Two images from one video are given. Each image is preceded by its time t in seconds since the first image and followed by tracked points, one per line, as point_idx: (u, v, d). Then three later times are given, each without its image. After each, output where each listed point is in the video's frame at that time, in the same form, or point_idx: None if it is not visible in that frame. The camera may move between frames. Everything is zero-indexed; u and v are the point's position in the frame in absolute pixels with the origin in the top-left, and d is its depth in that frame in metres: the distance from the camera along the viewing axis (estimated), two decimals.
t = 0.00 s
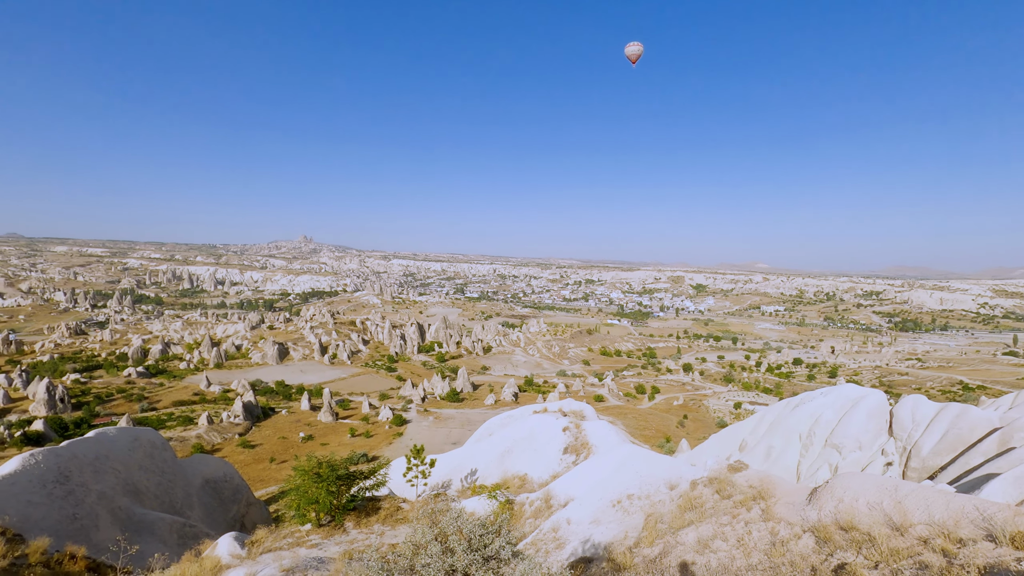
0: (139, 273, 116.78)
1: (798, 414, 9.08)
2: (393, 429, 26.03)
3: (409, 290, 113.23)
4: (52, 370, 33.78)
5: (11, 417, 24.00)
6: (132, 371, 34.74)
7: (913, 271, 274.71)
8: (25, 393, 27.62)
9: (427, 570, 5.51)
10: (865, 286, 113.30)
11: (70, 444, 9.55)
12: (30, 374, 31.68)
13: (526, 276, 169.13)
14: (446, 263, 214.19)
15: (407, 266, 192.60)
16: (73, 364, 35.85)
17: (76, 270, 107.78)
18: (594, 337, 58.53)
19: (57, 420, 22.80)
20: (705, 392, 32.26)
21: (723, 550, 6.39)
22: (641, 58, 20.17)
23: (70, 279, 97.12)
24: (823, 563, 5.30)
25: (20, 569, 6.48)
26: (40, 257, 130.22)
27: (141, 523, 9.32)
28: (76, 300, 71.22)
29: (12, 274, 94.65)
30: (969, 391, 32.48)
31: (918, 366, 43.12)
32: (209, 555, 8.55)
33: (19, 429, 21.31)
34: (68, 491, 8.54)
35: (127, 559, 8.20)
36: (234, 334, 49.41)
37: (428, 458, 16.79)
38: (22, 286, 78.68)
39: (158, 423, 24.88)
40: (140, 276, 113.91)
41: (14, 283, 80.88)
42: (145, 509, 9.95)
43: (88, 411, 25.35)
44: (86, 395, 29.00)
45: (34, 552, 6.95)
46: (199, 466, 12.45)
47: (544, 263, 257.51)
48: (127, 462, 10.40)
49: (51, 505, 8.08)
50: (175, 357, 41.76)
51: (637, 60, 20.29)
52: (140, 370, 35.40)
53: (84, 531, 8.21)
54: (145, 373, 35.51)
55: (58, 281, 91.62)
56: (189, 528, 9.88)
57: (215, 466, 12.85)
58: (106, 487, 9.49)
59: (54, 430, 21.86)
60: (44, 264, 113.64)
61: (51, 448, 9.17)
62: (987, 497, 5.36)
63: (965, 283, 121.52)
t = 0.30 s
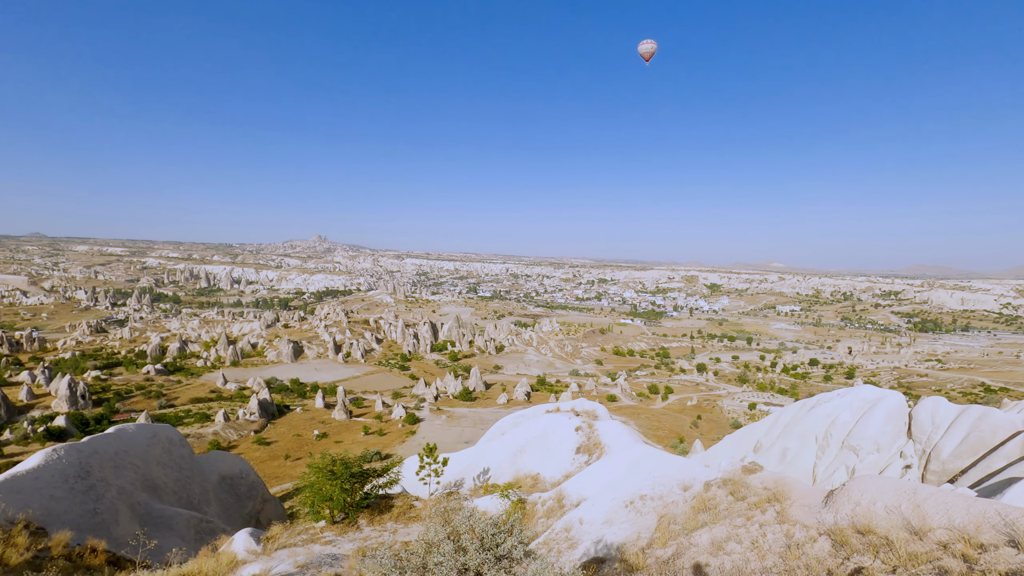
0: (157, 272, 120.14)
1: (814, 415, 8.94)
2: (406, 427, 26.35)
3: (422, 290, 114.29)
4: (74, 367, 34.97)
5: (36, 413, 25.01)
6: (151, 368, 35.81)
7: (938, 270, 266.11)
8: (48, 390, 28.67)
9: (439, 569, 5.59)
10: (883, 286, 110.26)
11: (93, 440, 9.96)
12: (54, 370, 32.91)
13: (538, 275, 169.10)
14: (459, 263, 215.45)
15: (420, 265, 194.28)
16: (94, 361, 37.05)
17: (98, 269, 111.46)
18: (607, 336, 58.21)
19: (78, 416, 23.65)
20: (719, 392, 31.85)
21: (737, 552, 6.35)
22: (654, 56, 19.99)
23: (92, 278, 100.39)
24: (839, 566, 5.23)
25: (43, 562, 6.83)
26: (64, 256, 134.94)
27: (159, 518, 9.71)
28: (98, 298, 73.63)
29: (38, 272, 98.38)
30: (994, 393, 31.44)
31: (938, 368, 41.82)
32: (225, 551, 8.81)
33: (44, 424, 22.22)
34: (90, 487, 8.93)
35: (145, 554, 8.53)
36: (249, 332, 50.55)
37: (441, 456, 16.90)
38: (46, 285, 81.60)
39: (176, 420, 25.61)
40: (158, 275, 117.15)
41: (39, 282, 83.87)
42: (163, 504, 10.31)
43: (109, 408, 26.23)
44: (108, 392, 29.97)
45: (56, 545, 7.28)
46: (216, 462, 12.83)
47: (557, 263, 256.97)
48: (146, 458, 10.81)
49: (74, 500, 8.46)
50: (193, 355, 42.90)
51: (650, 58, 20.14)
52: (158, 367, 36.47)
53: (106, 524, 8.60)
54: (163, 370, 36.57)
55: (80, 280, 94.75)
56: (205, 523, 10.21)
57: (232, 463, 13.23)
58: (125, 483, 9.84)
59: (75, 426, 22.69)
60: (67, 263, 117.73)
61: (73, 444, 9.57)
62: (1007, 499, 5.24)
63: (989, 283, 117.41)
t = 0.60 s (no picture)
0: (172, 271, 122.59)
1: (826, 416, 8.82)
2: (416, 426, 26.56)
3: (431, 289, 114.90)
4: (91, 365, 35.85)
5: (55, 410, 25.72)
6: (164, 366, 36.55)
7: (958, 269, 259.41)
8: (66, 387, 29.42)
9: (449, 569, 5.65)
10: (898, 286, 108.05)
11: (109, 436, 10.21)
12: (72, 368, 33.80)
13: (547, 275, 168.77)
14: (468, 262, 216.06)
15: (429, 264, 195.35)
16: (110, 360, 37.92)
17: (113, 268, 114.04)
18: (617, 336, 57.94)
19: (94, 414, 24.27)
20: (730, 393, 31.51)
21: (748, 554, 6.31)
22: (665, 54, 19.84)
23: (107, 277, 102.76)
24: (852, 570, 5.16)
25: (60, 557, 7.03)
26: (79, 256, 138.14)
27: (173, 514, 9.96)
28: (114, 298, 75.37)
29: (55, 271, 101.01)
30: (1014, 395, 30.60)
31: (953, 369, 40.89)
32: (237, 547, 8.96)
33: (61, 421, 22.86)
34: (106, 482, 9.17)
35: (159, 550, 8.77)
36: (262, 331, 51.37)
37: (450, 456, 16.99)
38: (64, 284, 83.64)
39: (190, 418, 26.14)
40: (172, 274, 119.45)
41: (56, 281, 86.03)
42: (176, 500, 10.56)
43: (123, 406, 26.86)
44: (124, 390, 30.71)
45: (73, 541, 7.51)
46: (228, 460, 13.13)
47: (567, 262, 256.19)
48: (160, 455, 11.07)
49: (91, 495, 8.70)
50: (206, 353, 43.70)
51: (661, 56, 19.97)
52: (172, 365, 37.22)
53: (122, 519, 8.86)
54: (177, 368, 37.32)
55: (95, 279, 96.97)
56: (218, 520, 10.47)
57: (244, 460, 13.49)
58: (141, 479, 10.08)
59: (91, 423, 23.29)
60: (84, 263, 120.82)
61: (90, 440, 9.77)
62: None
63: (1009, 282, 113.68)
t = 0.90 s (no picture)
0: (185, 271, 124.85)
1: (838, 417, 8.75)
2: (425, 425, 26.76)
3: (440, 288, 115.42)
4: (106, 363, 36.69)
5: (70, 406, 26.43)
6: (178, 365, 37.32)
7: (978, 268, 252.54)
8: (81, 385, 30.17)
9: (459, 569, 5.70)
10: (912, 286, 105.84)
11: (123, 433, 10.42)
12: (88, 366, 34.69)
13: (556, 274, 168.29)
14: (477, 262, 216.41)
15: (439, 263, 196.17)
16: (124, 358, 38.81)
17: (127, 267, 116.75)
18: (627, 336, 57.59)
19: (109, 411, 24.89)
20: (742, 393, 31.15)
21: (759, 556, 6.27)
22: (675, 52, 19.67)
23: (122, 276, 105.23)
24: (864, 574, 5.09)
25: (76, 552, 7.27)
26: (95, 255, 141.72)
27: (186, 511, 10.19)
28: (128, 297, 77.18)
29: (72, 270, 103.70)
30: None
31: (969, 370, 39.98)
32: (249, 545, 9.16)
33: (77, 418, 23.55)
34: (120, 479, 9.39)
35: (173, 546, 9.00)
36: (273, 330, 52.12)
37: (460, 456, 17.06)
38: (78, 283, 85.74)
39: (203, 416, 26.67)
40: (186, 274, 121.59)
41: (71, 280, 88.22)
42: (190, 497, 10.81)
43: (138, 403, 27.54)
44: (138, 388, 31.42)
45: (89, 536, 7.75)
46: (240, 458, 13.39)
47: (577, 262, 254.97)
48: (173, 452, 11.31)
49: (105, 492, 8.92)
50: (218, 352, 44.52)
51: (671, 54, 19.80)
52: (185, 364, 38.02)
53: (135, 516, 9.07)
54: (190, 367, 38.08)
55: (110, 279, 99.34)
56: (230, 517, 10.72)
57: (255, 458, 13.76)
58: (155, 475, 10.33)
59: (106, 420, 23.89)
60: (101, 263, 123.56)
61: (105, 437, 10.01)
62: None
63: None
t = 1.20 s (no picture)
0: (200, 270, 127.50)
1: (854, 419, 8.60)
2: (438, 424, 26.96)
3: (452, 288, 116.07)
4: (125, 361, 37.78)
5: (89, 403, 27.25)
6: (193, 363, 38.19)
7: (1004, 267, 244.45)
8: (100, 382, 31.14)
9: (470, 568, 5.76)
10: (931, 286, 103.21)
11: (141, 430, 10.75)
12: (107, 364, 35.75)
13: (567, 274, 167.70)
14: (489, 261, 216.97)
15: (450, 263, 197.14)
16: (141, 356, 39.84)
17: (144, 267, 119.72)
18: (638, 335, 57.17)
19: (126, 408, 25.65)
20: (755, 394, 30.71)
21: (772, 560, 6.21)
22: (687, 50, 19.49)
23: (138, 276, 107.95)
24: None
25: (93, 548, 7.52)
26: (113, 255, 145.65)
27: (201, 507, 10.47)
28: (145, 297, 79.29)
29: (91, 270, 106.83)
30: None
31: (990, 372, 38.86)
32: (263, 542, 9.38)
33: (96, 415, 24.26)
34: (138, 476, 9.70)
35: (189, 542, 9.25)
36: (287, 329, 53.01)
37: (471, 456, 17.13)
38: (96, 283, 88.24)
39: (218, 413, 27.31)
40: (201, 273, 124.09)
41: (89, 279, 90.80)
42: (204, 494, 11.09)
43: (154, 400, 28.29)
44: (154, 385, 32.29)
45: (107, 532, 8.02)
46: (254, 455, 13.70)
47: (589, 261, 253.91)
48: (189, 449, 11.63)
49: (123, 488, 9.21)
50: (233, 350, 45.47)
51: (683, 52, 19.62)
52: (201, 362, 38.90)
53: (152, 512, 9.34)
54: (205, 365, 38.94)
55: (128, 278, 102.16)
56: (244, 514, 11.01)
57: (269, 456, 14.06)
58: (171, 472, 10.63)
59: (124, 417, 24.66)
60: (119, 262, 126.64)
61: (123, 434, 10.32)
62: None
63: None
